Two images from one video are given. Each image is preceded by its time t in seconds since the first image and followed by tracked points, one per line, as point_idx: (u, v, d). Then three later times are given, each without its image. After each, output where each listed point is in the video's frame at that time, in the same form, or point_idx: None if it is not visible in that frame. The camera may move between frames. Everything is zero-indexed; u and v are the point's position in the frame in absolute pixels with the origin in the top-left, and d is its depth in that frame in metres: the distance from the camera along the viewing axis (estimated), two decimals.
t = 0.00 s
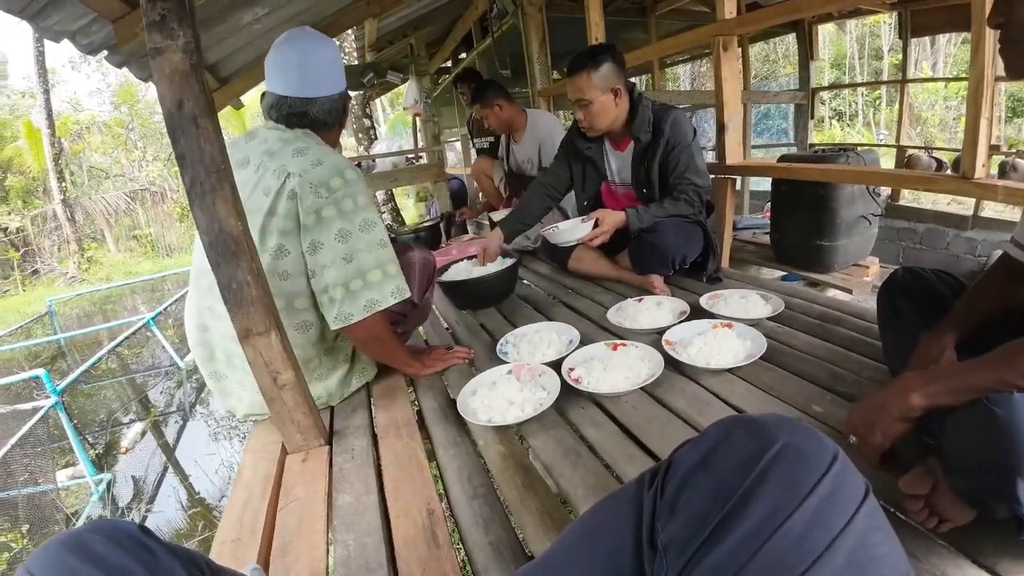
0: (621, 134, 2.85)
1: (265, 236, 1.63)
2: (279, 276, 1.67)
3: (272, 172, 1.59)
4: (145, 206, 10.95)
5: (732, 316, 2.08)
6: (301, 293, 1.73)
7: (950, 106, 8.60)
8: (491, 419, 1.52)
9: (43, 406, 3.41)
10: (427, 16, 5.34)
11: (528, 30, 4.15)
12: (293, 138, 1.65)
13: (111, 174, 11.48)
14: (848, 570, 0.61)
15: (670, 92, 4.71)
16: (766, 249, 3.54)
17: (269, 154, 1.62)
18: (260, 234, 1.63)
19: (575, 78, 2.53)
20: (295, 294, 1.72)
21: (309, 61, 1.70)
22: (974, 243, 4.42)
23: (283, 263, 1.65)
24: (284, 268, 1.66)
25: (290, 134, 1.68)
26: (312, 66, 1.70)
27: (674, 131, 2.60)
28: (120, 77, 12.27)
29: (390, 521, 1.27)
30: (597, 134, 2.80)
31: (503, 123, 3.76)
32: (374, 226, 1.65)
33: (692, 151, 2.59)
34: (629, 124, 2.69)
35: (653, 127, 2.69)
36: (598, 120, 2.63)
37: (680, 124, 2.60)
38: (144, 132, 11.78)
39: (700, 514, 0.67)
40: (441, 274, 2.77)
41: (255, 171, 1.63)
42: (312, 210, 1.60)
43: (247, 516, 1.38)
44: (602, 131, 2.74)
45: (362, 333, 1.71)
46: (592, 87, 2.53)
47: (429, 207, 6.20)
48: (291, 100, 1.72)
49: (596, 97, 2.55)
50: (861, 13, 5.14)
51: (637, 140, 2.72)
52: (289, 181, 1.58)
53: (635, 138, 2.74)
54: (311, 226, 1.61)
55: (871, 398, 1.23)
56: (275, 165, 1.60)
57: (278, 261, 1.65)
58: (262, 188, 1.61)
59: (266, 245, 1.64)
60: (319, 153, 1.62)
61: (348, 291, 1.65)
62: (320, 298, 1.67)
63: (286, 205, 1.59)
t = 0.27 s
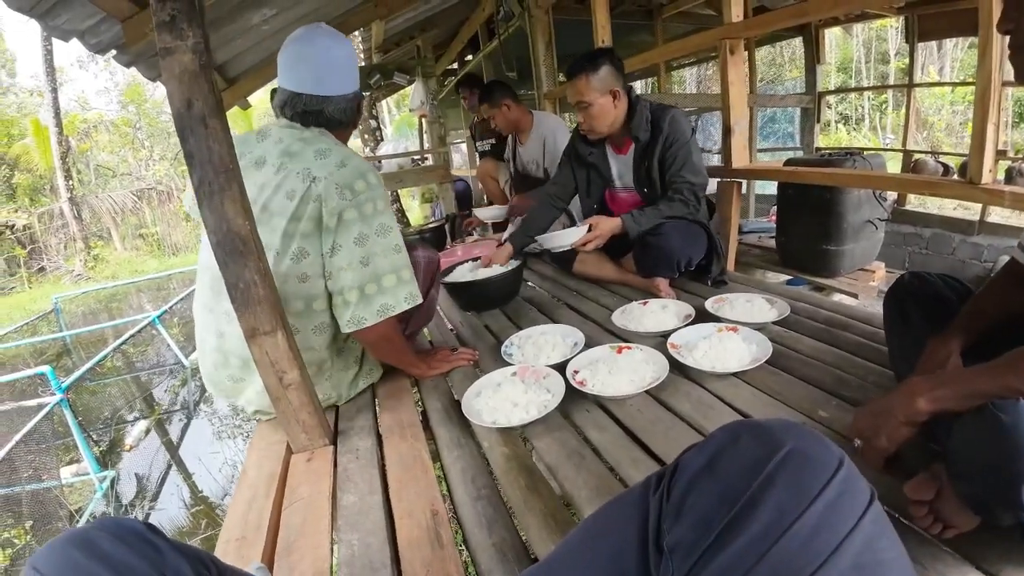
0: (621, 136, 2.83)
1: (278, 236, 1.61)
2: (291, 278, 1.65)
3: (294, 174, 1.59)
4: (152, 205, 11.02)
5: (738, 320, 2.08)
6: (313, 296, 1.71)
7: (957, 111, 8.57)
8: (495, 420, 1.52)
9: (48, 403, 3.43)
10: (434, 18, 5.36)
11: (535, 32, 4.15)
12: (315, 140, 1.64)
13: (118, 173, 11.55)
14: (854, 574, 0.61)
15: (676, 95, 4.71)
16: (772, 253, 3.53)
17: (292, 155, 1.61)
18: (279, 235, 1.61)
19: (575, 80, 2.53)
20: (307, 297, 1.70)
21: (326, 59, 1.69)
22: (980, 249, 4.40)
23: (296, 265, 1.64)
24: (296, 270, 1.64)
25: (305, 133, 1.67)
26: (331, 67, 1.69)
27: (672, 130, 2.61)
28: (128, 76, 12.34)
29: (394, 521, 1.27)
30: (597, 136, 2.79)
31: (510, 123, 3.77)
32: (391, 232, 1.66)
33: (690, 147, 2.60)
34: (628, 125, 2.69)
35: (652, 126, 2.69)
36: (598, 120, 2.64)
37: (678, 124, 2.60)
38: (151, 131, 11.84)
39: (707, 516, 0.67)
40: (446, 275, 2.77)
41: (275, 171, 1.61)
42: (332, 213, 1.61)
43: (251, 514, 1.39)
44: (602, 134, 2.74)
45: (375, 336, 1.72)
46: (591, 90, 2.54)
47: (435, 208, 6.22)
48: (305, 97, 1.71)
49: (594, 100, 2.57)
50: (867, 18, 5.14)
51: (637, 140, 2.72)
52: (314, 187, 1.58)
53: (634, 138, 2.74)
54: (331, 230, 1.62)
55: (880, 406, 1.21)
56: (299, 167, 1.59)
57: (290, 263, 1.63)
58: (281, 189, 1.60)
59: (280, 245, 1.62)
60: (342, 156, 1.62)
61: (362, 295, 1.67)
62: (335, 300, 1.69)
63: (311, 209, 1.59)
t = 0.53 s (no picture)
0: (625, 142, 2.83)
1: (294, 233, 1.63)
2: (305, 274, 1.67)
3: (312, 173, 1.61)
4: (159, 203, 11.09)
5: (743, 326, 2.08)
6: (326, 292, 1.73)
7: (964, 119, 8.55)
8: (502, 424, 1.53)
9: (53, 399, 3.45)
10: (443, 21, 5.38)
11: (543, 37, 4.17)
12: (333, 140, 1.67)
13: (125, 171, 11.63)
14: None
15: (683, 101, 4.72)
16: (778, 260, 3.53)
17: (312, 155, 1.63)
18: (297, 232, 1.63)
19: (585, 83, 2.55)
20: (320, 291, 1.72)
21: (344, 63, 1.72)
22: (986, 258, 4.39)
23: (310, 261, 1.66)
24: (311, 267, 1.66)
25: (320, 133, 1.69)
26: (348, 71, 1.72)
27: (671, 137, 2.60)
28: (137, 74, 12.42)
29: (401, 523, 1.28)
30: (603, 139, 2.80)
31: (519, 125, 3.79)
32: (404, 231, 1.69)
33: (691, 154, 2.59)
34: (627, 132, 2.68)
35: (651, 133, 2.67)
36: (603, 125, 2.66)
37: (676, 131, 2.59)
38: (159, 129, 11.90)
39: (716, 523, 0.68)
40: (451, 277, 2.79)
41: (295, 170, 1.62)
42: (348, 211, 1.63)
43: (259, 513, 1.40)
44: (608, 137, 2.76)
45: (384, 334, 1.74)
46: (598, 95, 2.55)
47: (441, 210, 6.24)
48: (322, 97, 1.72)
49: (601, 104, 2.58)
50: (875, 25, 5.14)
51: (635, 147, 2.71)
52: (333, 188, 1.61)
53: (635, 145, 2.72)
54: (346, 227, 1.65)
55: (885, 416, 1.22)
56: (319, 168, 1.61)
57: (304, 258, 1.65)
58: (300, 188, 1.61)
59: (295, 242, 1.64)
60: (360, 155, 1.65)
61: (374, 292, 1.70)
62: (347, 296, 1.72)
63: (330, 207, 1.62)
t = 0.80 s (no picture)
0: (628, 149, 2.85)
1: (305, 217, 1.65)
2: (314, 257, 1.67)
3: (328, 163, 1.65)
4: (165, 200, 11.15)
5: (745, 334, 2.08)
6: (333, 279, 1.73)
7: (971, 127, 8.52)
8: (502, 428, 1.52)
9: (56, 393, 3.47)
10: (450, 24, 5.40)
11: (550, 41, 4.17)
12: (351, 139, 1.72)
13: (131, 167, 11.70)
14: None
15: (689, 106, 4.72)
16: (782, 267, 3.52)
17: (329, 149, 1.68)
18: (311, 215, 1.65)
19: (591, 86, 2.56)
20: (327, 278, 1.72)
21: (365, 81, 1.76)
22: (991, 267, 4.37)
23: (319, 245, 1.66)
24: (320, 251, 1.67)
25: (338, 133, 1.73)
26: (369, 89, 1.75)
27: (671, 147, 2.58)
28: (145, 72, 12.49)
29: (400, 527, 1.27)
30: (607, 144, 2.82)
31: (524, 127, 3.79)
32: (411, 222, 1.71)
33: (691, 165, 2.59)
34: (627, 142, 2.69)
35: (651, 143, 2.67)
36: (610, 129, 2.66)
37: (676, 140, 2.58)
38: (166, 127, 11.96)
39: (715, 533, 0.68)
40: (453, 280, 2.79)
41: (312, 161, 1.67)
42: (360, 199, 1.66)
43: (258, 513, 1.40)
44: (613, 142, 2.76)
45: (386, 322, 1.76)
46: (605, 98, 2.56)
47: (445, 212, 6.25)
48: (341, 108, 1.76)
49: (607, 108, 2.58)
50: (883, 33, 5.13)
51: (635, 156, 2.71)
52: (347, 177, 1.64)
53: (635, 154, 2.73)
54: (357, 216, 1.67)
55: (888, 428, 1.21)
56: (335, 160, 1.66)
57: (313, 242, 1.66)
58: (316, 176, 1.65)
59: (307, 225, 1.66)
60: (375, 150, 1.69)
61: (380, 275, 1.70)
62: (353, 277, 1.72)
63: (342, 194, 1.64)
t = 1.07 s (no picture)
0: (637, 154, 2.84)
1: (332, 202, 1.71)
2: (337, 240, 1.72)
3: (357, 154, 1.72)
4: (170, 197, 11.20)
5: (751, 340, 2.07)
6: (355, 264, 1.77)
7: (977, 136, 8.51)
8: (506, 430, 1.52)
9: (60, 387, 3.49)
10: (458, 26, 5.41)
11: (558, 46, 4.18)
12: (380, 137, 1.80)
13: (138, 164, 11.76)
14: None
15: (695, 112, 4.72)
16: (787, 273, 3.51)
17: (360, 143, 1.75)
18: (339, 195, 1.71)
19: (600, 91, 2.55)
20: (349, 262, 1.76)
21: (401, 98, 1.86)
22: (997, 276, 4.35)
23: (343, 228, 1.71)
24: (343, 235, 1.72)
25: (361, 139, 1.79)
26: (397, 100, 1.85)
27: (678, 158, 2.56)
28: (153, 69, 12.56)
29: (402, 527, 1.28)
30: (615, 150, 2.81)
31: (530, 130, 3.80)
32: (432, 211, 1.77)
33: (698, 176, 2.57)
34: (635, 149, 2.68)
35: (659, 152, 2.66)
36: (620, 134, 2.65)
37: (686, 150, 2.55)
38: (173, 124, 12.01)
39: (720, 539, 0.68)
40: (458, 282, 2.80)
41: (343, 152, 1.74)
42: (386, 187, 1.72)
43: (261, 511, 1.40)
44: (623, 147, 2.75)
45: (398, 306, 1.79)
46: (616, 103, 2.55)
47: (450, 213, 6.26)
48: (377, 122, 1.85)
49: (618, 113, 2.57)
50: (892, 41, 5.12)
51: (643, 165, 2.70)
52: (374, 164, 1.71)
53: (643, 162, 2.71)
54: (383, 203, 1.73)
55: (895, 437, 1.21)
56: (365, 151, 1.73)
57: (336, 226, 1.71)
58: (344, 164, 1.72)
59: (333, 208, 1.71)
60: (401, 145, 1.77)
61: (401, 254, 1.75)
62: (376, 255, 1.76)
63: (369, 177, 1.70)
